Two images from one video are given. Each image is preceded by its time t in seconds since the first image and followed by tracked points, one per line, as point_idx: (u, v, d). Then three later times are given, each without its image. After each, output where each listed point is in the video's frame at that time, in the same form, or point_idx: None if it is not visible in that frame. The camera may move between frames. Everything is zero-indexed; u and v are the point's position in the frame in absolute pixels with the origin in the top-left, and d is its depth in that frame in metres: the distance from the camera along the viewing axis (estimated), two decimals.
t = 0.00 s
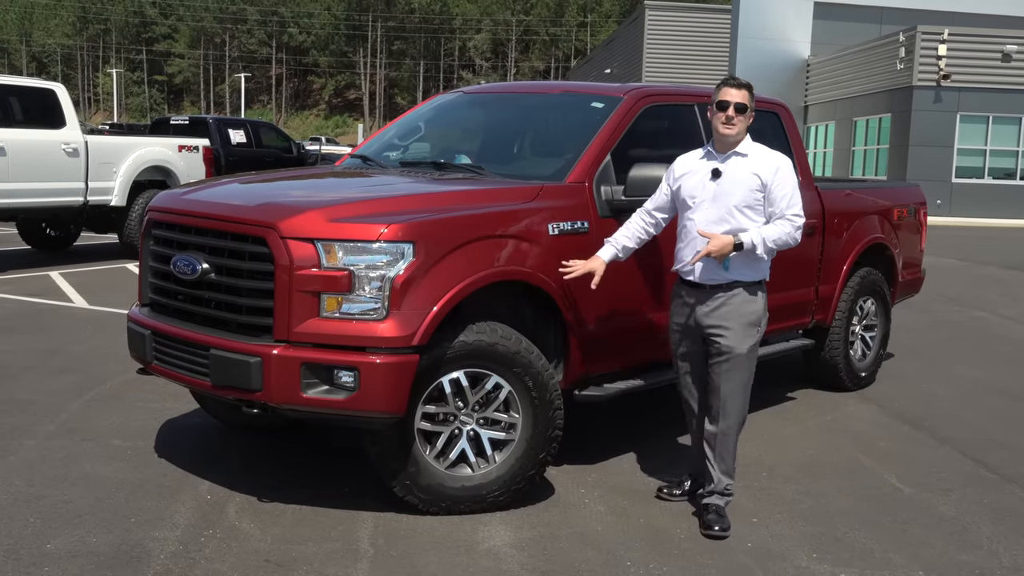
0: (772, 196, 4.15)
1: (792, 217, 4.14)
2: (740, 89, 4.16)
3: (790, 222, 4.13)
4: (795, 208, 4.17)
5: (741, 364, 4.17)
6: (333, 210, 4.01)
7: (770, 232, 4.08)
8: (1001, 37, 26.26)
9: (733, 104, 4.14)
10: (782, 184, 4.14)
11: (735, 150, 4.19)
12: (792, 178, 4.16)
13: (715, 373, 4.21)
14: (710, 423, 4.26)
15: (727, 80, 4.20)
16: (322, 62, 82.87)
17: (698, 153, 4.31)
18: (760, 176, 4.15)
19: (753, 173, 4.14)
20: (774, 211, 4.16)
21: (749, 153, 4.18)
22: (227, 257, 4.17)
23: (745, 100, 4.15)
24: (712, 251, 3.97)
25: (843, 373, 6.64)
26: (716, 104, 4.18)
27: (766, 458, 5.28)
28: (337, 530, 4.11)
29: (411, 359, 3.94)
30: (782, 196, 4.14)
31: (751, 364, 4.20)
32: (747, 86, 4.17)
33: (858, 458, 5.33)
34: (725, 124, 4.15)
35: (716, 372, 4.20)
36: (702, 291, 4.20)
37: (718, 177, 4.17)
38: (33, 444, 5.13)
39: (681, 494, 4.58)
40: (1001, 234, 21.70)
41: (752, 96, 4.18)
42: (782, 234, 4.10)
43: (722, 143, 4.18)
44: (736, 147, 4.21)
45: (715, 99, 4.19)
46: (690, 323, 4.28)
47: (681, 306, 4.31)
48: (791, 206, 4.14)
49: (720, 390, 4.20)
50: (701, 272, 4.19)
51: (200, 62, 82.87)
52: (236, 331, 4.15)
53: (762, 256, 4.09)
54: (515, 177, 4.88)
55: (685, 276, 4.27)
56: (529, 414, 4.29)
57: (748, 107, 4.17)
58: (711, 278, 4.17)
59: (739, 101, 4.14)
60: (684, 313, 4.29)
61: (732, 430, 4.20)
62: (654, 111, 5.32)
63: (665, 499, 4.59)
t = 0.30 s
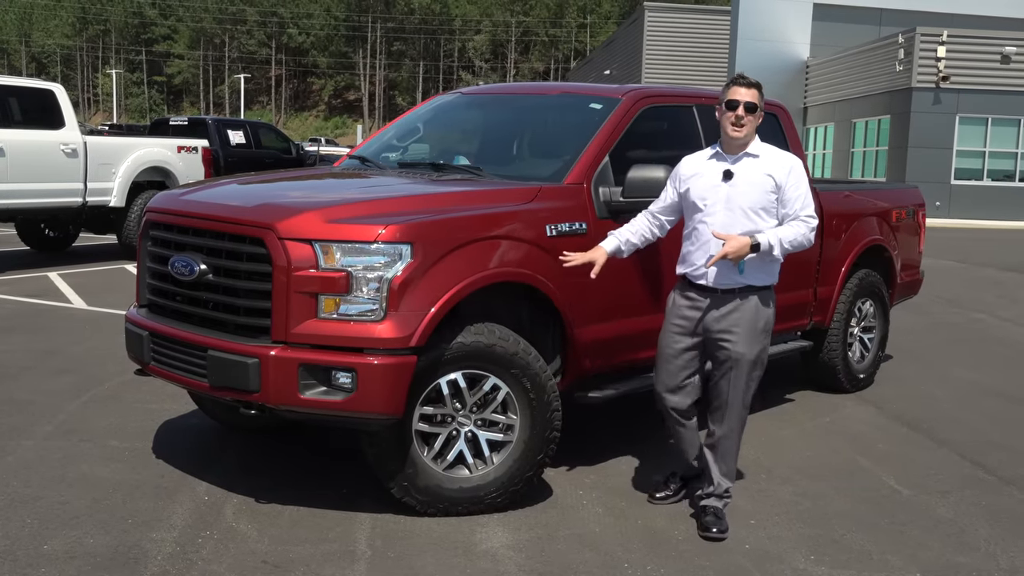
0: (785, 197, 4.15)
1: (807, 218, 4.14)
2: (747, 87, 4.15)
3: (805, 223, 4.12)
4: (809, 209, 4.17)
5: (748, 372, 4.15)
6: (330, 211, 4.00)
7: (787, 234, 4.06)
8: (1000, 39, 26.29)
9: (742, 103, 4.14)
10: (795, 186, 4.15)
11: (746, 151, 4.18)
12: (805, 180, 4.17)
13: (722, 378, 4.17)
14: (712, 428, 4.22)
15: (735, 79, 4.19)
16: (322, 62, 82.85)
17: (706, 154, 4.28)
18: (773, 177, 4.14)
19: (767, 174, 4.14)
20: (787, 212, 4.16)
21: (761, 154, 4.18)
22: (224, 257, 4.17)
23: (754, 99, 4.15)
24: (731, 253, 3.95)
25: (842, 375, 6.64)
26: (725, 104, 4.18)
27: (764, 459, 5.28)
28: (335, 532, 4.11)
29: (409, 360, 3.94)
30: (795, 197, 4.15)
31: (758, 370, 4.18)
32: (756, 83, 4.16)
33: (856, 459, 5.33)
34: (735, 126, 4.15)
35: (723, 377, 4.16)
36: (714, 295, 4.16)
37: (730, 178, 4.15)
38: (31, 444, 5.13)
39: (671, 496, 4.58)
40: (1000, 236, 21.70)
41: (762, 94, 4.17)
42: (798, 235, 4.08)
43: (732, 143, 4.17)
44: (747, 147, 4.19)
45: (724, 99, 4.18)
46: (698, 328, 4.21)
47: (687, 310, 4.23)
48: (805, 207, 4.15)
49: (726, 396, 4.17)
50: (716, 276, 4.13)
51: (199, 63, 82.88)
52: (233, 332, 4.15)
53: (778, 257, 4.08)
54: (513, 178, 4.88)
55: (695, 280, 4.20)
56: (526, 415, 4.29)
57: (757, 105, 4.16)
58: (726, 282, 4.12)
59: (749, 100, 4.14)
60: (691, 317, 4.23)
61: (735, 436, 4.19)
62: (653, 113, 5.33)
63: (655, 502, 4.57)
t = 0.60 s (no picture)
0: (794, 199, 4.14)
1: (814, 222, 4.16)
2: (748, 89, 4.09)
3: (813, 227, 4.14)
4: (816, 212, 4.18)
5: (753, 373, 4.12)
6: (329, 210, 4.00)
7: (798, 237, 4.05)
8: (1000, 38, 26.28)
9: (742, 105, 4.07)
10: (803, 189, 4.15)
11: (755, 151, 4.13)
12: (813, 183, 4.18)
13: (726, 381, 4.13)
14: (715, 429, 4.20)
15: (733, 81, 4.12)
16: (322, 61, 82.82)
17: (712, 152, 4.21)
18: (784, 179, 4.11)
19: (778, 175, 4.10)
20: (794, 214, 4.15)
21: (771, 155, 4.13)
22: (223, 256, 4.16)
23: (754, 100, 4.08)
24: (745, 255, 3.91)
25: (841, 373, 6.64)
26: (725, 108, 4.11)
27: (764, 458, 5.27)
28: (334, 530, 4.10)
29: (408, 359, 3.94)
30: (804, 201, 4.15)
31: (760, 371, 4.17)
32: (756, 85, 4.11)
33: (856, 458, 5.32)
34: (737, 128, 4.07)
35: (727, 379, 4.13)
36: (723, 296, 4.09)
37: (740, 178, 4.09)
38: (29, 443, 5.12)
39: (630, 511, 4.24)
40: (999, 235, 21.69)
41: (761, 95, 4.11)
42: (808, 238, 4.08)
43: (740, 144, 4.09)
44: (755, 148, 4.14)
45: (724, 103, 4.12)
46: (704, 329, 4.13)
47: (693, 310, 4.14)
48: (812, 211, 4.16)
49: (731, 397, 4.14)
50: (725, 276, 4.06)
51: (199, 62, 82.84)
52: (232, 331, 4.15)
53: (787, 260, 4.07)
54: (513, 177, 4.87)
55: (699, 278, 4.12)
56: (526, 413, 4.28)
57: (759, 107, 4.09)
58: (736, 283, 4.07)
59: (748, 102, 4.07)
60: (695, 318, 4.14)
61: (737, 436, 4.19)
62: (654, 111, 5.33)
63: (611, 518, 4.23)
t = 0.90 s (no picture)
0: (796, 197, 4.12)
1: (816, 218, 4.15)
2: (752, 84, 4.07)
3: (815, 224, 4.13)
4: (816, 209, 4.17)
5: (755, 374, 4.12)
6: (329, 208, 3.99)
7: (802, 235, 4.04)
8: (1001, 36, 26.24)
9: (746, 100, 4.04)
10: (804, 186, 4.13)
11: (756, 149, 4.09)
12: (814, 180, 4.16)
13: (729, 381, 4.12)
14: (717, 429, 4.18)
15: (739, 76, 4.10)
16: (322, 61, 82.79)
17: (711, 150, 4.15)
18: (785, 177, 4.08)
19: (779, 172, 4.07)
20: (795, 212, 4.14)
21: (772, 152, 4.10)
22: (222, 255, 4.15)
23: (758, 96, 4.06)
24: (754, 254, 3.88)
25: (842, 372, 6.62)
26: (729, 102, 4.07)
27: (764, 457, 5.26)
28: (333, 530, 4.09)
29: (408, 358, 3.93)
30: (805, 198, 4.13)
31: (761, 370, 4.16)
32: (760, 80, 4.08)
33: (857, 457, 5.31)
34: (739, 124, 4.03)
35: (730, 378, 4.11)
36: (727, 295, 4.06)
37: (742, 176, 4.05)
38: (29, 443, 5.11)
39: (636, 518, 4.06)
40: (1000, 233, 21.66)
41: (765, 91, 4.08)
42: (811, 236, 4.08)
43: (740, 141, 4.05)
44: (755, 145, 4.10)
45: (728, 97, 4.09)
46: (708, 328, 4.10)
47: (697, 309, 4.11)
48: (813, 208, 4.15)
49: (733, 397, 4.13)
50: (731, 276, 4.04)
51: (199, 61, 82.82)
52: (231, 330, 4.14)
53: (791, 258, 4.06)
54: (513, 175, 4.86)
55: (703, 278, 4.09)
56: (526, 413, 4.27)
57: (763, 102, 4.06)
58: (742, 283, 4.05)
59: (753, 97, 4.04)
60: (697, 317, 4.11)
61: (739, 437, 4.16)
62: (654, 109, 5.32)
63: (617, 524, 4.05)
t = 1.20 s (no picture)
0: (790, 198, 4.10)
1: (811, 219, 4.13)
2: (743, 85, 4.06)
3: (810, 225, 4.11)
4: (811, 209, 4.16)
5: (756, 377, 4.10)
6: (329, 210, 3.98)
7: (798, 236, 4.02)
8: (1003, 38, 26.22)
9: (737, 102, 4.04)
10: (798, 186, 4.11)
11: (747, 151, 4.08)
12: (807, 181, 4.15)
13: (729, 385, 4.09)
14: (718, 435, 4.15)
15: (729, 77, 4.09)
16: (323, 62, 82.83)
17: (703, 154, 4.13)
18: (779, 178, 4.07)
19: (773, 174, 4.06)
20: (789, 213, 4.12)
21: (763, 154, 4.08)
22: (222, 257, 4.14)
23: (749, 97, 4.05)
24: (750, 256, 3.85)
25: (843, 374, 6.61)
26: (721, 104, 4.07)
27: (765, 459, 5.26)
28: (333, 532, 4.09)
29: (408, 360, 3.92)
30: (798, 199, 4.12)
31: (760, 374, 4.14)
32: (751, 81, 4.07)
33: (858, 459, 5.30)
34: (730, 126, 4.03)
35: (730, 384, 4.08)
36: (725, 300, 4.04)
37: (735, 179, 4.03)
38: (29, 444, 5.11)
39: (643, 529, 4.01)
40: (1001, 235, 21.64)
41: (756, 92, 4.07)
42: (807, 237, 4.06)
43: (731, 143, 4.05)
44: (747, 147, 4.09)
45: (719, 99, 4.08)
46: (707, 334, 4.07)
47: (695, 315, 4.08)
48: (807, 208, 4.13)
49: (733, 402, 4.10)
50: (728, 281, 4.02)
51: (201, 62, 82.83)
52: (231, 331, 4.13)
53: (788, 259, 4.04)
54: (513, 177, 4.85)
55: (699, 284, 4.06)
56: (526, 415, 4.26)
57: (753, 104, 4.06)
58: (740, 287, 4.02)
59: (744, 99, 4.04)
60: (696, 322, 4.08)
61: (740, 442, 4.14)
62: (655, 111, 5.31)
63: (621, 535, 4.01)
